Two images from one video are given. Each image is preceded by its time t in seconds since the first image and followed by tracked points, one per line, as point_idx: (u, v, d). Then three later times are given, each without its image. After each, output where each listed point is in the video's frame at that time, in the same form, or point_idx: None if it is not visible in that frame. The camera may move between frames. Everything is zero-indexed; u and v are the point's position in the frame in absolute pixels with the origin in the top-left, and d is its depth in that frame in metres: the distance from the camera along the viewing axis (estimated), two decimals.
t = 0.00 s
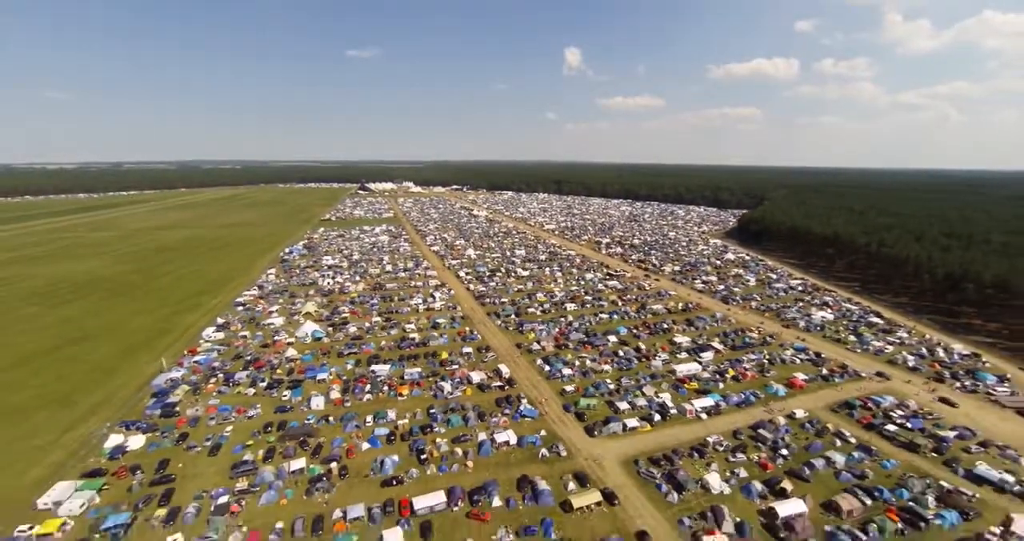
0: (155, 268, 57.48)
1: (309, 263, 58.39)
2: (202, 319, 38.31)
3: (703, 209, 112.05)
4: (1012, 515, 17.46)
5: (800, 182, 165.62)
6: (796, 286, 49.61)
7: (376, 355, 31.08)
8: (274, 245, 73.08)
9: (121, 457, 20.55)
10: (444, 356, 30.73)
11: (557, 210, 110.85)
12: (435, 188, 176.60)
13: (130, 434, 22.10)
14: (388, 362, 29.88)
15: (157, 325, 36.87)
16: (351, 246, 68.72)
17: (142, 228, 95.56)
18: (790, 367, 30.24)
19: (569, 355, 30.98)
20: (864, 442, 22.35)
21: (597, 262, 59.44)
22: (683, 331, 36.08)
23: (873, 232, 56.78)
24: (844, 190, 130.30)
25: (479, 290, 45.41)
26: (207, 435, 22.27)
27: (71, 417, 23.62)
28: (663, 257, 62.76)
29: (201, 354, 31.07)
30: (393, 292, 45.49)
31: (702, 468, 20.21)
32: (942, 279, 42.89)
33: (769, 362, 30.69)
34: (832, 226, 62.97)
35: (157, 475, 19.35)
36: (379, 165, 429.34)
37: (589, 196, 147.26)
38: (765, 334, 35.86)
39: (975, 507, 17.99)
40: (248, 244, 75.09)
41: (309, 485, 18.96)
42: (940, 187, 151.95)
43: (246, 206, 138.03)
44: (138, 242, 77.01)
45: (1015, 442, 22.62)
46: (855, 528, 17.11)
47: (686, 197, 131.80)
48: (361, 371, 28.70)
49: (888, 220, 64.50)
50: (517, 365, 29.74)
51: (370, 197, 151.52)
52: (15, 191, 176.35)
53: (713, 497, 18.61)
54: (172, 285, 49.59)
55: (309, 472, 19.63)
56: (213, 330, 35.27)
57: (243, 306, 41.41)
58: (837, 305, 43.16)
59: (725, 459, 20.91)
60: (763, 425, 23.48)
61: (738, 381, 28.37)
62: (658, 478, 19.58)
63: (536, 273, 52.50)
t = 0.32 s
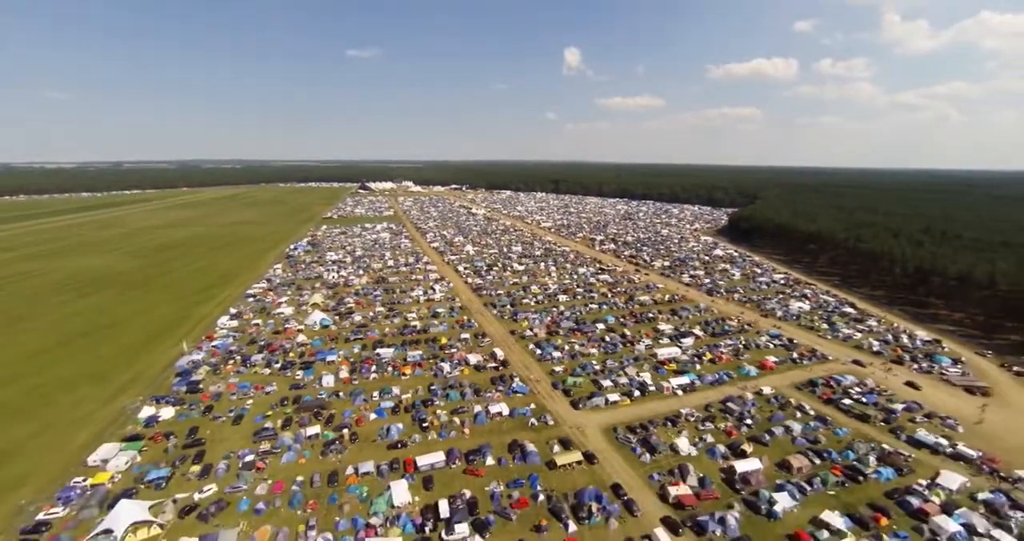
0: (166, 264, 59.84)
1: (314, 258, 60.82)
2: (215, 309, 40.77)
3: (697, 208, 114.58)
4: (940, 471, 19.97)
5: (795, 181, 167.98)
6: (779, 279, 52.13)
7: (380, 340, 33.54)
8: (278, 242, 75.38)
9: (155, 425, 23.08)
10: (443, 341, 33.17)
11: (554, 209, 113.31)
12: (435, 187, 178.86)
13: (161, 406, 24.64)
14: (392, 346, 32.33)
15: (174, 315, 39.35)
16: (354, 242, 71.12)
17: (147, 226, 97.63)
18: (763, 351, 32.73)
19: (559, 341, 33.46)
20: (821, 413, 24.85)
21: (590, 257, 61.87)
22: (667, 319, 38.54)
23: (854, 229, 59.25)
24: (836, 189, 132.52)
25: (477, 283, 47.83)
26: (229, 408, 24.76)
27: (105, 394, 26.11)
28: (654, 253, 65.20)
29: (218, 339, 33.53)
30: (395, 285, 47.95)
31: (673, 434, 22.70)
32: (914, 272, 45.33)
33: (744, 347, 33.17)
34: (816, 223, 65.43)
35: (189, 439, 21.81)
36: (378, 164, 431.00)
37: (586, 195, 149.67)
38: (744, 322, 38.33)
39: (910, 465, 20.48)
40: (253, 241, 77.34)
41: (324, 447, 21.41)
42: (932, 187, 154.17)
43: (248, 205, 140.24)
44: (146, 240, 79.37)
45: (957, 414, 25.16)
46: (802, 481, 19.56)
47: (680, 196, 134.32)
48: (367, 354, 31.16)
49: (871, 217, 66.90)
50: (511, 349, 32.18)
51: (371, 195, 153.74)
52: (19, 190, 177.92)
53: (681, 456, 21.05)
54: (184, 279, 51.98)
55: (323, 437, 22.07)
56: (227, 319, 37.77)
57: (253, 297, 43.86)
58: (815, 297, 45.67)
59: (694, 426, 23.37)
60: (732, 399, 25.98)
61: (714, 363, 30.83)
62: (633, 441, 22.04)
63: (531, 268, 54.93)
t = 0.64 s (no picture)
0: (177, 259, 62.29)
1: (318, 254, 63.34)
2: (228, 300, 43.29)
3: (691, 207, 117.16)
4: (884, 436, 22.51)
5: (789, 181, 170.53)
6: (763, 274, 54.71)
7: (384, 327, 36.04)
8: (283, 239, 77.81)
9: (183, 399, 25.60)
10: (443, 328, 35.67)
11: (551, 208, 115.87)
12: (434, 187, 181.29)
13: (187, 383, 27.17)
14: (396, 332, 34.83)
15: (190, 305, 41.87)
16: (357, 240, 73.64)
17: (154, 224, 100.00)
18: (740, 337, 35.27)
19: (551, 328, 35.95)
20: (787, 390, 27.34)
21: (584, 254, 64.42)
22: (653, 309, 41.08)
23: (836, 226, 61.83)
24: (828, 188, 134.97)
25: (475, 277, 50.38)
26: (249, 384, 27.26)
27: (135, 372, 28.64)
28: (646, 250, 67.76)
29: (233, 326, 36.01)
30: (397, 278, 50.51)
31: (650, 406, 25.16)
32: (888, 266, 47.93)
33: (722, 334, 35.70)
34: (802, 221, 67.92)
35: (214, 410, 24.26)
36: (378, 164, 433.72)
37: (583, 195, 152.24)
38: (725, 312, 40.87)
39: (859, 432, 22.98)
40: (259, 238, 79.73)
41: (336, 416, 23.86)
42: (923, 187, 156.74)
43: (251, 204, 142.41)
44: (155, 237, 81.84)
45: (911, 390, 27.70)
46: (761, 444, 22.03)
47: (675, 196, 136.94)
48: (373, 339, 33.60)
49: (855, 215, 69.49)
50: (506, 335, 34.67)
51: (371, 195, 156.05)
52: (24, 189, 180.17)
53: (656, 424, 23.50)
54: (195, 273, 54.42)
55: (335, 409, 24.48)
56: (240, 308, 40.29)
57: (263, 290, 46.37)
58: (795, 289, 48.27)
59: (670, 400, 25.82)
60: (706, 378, 28.46)
61: (693, 347, 33.35)
62: (614, 412, 24.46)
63: (527, 263, 57.49)
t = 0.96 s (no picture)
0: (186, 255, 64.69)
1: (323, 250, 65.80)
2: (239, 292, 45.75)
3: (686, 206, 119.53)
4: (839, 407, 25.11)
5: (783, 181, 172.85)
6: (748, 268, 57.25)
7: (388, 316, 38.52)
8: (287, 236, 80.15)
9: (207, 376, 28.15)
10: (443, 316, 38.14)
11: (548, 207, 118.17)
12: (435, 186, 183.89)
13: (209, 363, 29.73)
14: (399, 320, 37.31)
15: (204, 297, 44.33)
16: (359, 237, 76.11)
17: (161, 222, 102.63)
18: (721, 325, 37.79)
19: (545, 316, 38.44)
20: (758, 369, 29.89)
21: (579, 250, 66.83)
22: (641, 300, 43.56)
23: (821, 223, 64.33)
24: (821, 188, 137.31)
25: (473, 271, 52.88)
26: (266, 364, 29.80)
27: (160, 355, 31.22)
28: (638, 246, 70.24)
29: (247, 314, 38.53)
30: (399, 272, 53.02)
31: (631, 381, 27.70)
32: (865, 260, 50.45)
33: (703, 322, 38.22)
34: (789, 218, 70.53)
35: (236, 386, 26.78)
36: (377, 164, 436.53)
37: (580, 194, 154.68)
38: (709, 302, 43.38)
39: (818, 403, 25.53)
40: (264, 235, 82.38)
41: (346, 391, 26.37)
42: (916, 187, 158.88)
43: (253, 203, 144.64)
44: (162, 234, 84.20)
45: (871, 370, 30.31)
46: (728, 413, 24.59)
47: (671, 195, 139.44)
48: (378, 326, 36.14)
49: (840, 213, 71.91)
50: (502, 323, 37.16)
51: (372, 194, 158.48)
52: (30, 188, 182.76)
53: (635, 397, 26.04)
54: (205, 268, 56.85)
55: (345, 384, 26.98)
56: (252, 299, 42.82)
57: (272, 283, 48.86)
58: (777, 282, 50.81)
59: (650, 377, 28.33)
60: (685, 359, 30.99)
61: (676, 333, 35.86)
62: (598, 387, 26.99)
63: (523, 259, 59.98)
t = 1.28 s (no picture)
0: (195, 252, 67.19)
1: (327, 246, 68.42)
2: (250, 285, 48.32)
3: (679, 205, 122.25)
4: (801, 384, 27.73)
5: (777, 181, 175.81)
6: (735, 263, 59.89)
7: (391, 306, 41.11)
8: (291, 234, 82.67)
9: (226, 357, 30.73)
10: (443, 306, 40.72)
11: (545, 206, 120.86)
12: (434, 186, 186.49)
13: (227, 347, 32.27)
14: (402, 309, 39.91)
15: (216, 289, 46.86)
16: (362, 234, 78.74)
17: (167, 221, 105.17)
18: (702, 314, 40.43)
19: (538, 306, 41.03)
20: (733, 352, 32.47)
21: (573, 246, 69.44)
22: (630, 292, 46.18)
23: (805, 221, 67.00)
24: (813, 187, 140.05)
25: (471, 266, 55.50)
26: (280, 348, 32.35)
27: (181, 339, 33.77)
28: (631, 243, 72.87)
29: (259, 305, 41.13)
30: (401, 267, 55.64)
31: (615, 362, 30.29)
32: (843, 255, 53.10)
33: (687, 311, 40.85)
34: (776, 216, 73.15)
35: (254, 366, 29.36)
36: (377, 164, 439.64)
37: (577, 194, 157.49)
38: (693, 294, 46.00)
39: (783, 381, 28.14)
40: (269, 233, 84.96)
41: (355, 370, 28.91)
42: (907, 186, 161.88)
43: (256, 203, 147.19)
44: (170, 232, 86.75)
45: (837, 354, 32.95)
46: (701, 388, 27.16)
47: (666, 195, 142.26)
48: (382, 315, 38.67)
49: (825, 211, 74.54)
50: (497, 312, 39.79)
51: (372, 194, 161.02)
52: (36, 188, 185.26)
53: (618, 374, 28.59)
54: (215, 264, 59.39)
55: (354, 365, 29.54)
56: (262, 291, 45.44)
57: (280, 276, 51.47)
58: (760, 276, 53.48)
59: (633, 358, 30.89)
60: (666, 343, 33.61)
61: (660, 321, 38.48)
62: (585, 367, 29.56)
63: (519, 254, 62.68)
